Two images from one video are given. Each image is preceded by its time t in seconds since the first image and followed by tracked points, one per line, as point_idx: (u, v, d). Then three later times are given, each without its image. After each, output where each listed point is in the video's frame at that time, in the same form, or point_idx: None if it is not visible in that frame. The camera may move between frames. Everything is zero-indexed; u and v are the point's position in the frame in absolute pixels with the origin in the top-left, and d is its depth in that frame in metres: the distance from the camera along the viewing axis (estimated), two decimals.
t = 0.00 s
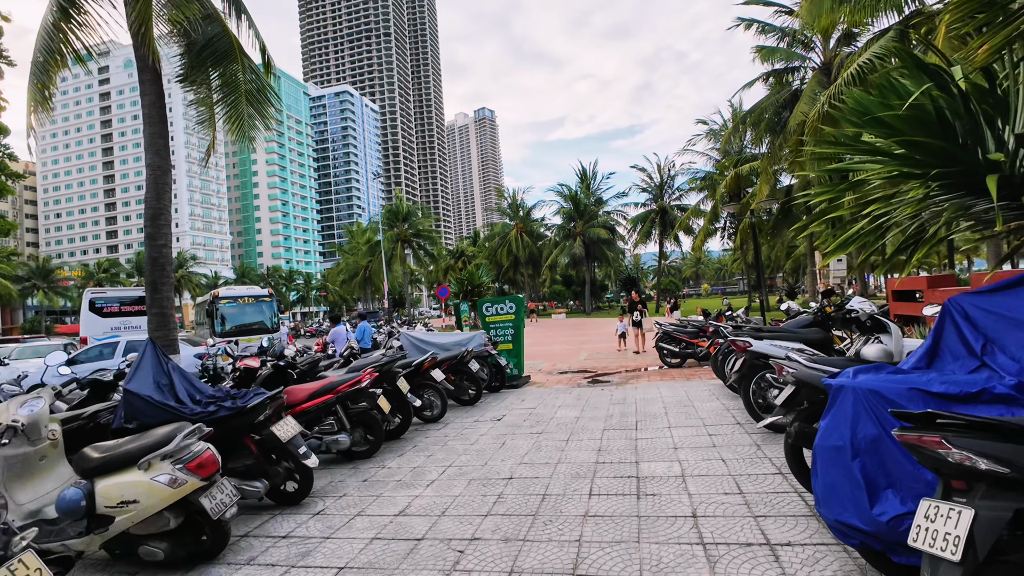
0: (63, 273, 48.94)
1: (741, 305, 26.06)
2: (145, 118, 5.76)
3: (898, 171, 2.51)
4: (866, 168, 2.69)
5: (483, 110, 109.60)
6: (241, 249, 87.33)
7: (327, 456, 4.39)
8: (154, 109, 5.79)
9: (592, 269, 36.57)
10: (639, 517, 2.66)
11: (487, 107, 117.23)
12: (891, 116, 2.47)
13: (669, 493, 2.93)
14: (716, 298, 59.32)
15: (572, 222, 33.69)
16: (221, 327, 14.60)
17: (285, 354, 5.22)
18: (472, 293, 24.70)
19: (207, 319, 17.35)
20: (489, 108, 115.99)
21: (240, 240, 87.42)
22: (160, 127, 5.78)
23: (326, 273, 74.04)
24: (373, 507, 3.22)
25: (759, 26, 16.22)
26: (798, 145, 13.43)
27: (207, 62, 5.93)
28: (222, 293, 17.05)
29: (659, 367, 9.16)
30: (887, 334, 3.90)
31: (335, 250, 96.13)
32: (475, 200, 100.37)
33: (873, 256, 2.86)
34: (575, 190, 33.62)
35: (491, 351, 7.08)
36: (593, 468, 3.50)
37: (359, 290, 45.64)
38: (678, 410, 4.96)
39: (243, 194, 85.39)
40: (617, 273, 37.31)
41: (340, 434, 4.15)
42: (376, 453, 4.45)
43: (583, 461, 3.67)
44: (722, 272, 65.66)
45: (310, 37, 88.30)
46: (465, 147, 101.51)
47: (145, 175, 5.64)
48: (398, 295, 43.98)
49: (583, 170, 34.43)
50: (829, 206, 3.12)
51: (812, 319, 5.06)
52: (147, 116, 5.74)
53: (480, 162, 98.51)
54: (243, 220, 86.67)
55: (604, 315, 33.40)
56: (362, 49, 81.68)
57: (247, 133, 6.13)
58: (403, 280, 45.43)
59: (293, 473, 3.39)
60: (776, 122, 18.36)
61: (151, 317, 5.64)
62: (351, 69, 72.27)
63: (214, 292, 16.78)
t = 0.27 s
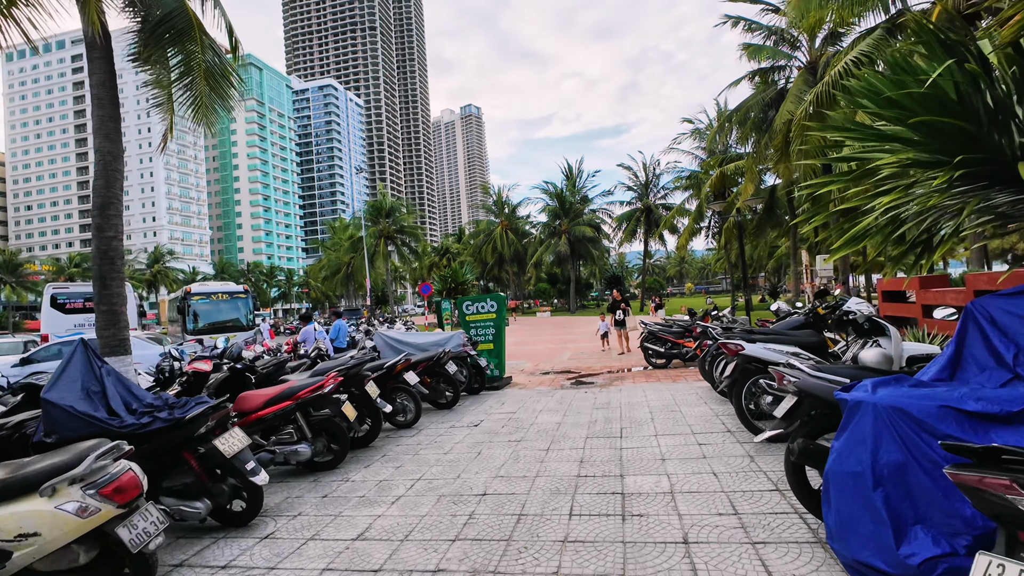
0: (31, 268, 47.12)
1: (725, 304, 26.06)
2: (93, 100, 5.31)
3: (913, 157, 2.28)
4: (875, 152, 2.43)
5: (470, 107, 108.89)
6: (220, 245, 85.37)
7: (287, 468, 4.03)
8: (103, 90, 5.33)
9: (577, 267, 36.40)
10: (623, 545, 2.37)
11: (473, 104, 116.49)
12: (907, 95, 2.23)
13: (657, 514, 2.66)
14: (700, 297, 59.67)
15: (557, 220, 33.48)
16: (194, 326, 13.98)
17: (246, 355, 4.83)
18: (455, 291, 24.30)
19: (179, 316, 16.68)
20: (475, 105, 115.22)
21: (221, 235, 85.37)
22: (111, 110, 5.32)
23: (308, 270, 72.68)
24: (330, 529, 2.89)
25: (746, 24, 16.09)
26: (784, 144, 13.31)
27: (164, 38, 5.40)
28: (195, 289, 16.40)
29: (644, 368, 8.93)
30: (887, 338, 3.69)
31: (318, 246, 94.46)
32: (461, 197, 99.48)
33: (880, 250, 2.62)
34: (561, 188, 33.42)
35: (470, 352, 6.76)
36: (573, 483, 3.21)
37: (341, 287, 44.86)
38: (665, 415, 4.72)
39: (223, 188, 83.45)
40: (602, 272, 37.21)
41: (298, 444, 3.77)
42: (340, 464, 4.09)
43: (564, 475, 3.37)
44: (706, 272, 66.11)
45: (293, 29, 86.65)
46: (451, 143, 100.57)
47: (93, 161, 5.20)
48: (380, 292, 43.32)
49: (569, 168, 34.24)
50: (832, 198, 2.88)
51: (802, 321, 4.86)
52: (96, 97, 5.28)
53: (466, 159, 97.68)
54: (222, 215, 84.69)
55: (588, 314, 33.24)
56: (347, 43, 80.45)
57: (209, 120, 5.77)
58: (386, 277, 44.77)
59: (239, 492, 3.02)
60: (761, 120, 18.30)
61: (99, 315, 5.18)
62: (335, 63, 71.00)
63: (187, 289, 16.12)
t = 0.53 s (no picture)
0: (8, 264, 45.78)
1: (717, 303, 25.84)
2: (45, 77, 4.87)
3: (945, 128, 2.57)
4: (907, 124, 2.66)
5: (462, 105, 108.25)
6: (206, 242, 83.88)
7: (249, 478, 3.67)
8: (55, 67, 4.90)
9: (568, 266, 36.02)
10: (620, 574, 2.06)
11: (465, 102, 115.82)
12: (940, 56, 2.50)
13: (656, 536, 2.35)
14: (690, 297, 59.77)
15: (548, 218, 33.13)
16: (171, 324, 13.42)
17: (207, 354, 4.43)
18: (445, 290, 23.79)
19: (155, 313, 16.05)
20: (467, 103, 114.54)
21: (207, 231, 83.96)
22: (64, 89, 4.89)
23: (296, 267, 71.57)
24: (287, 551, 2.56)
25: (740, 20, 15.88)
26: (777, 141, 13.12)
27: (124, 10, 4.87)
28: (173, 285, 15.79)
29: (636, 368, 8.65)
30: (902, 337, 3.44)
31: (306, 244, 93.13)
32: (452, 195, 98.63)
33: (911, 227, 2.80)
34: (552, 186, 33.09)
35: (455, 350, 6.42)
36: (562, 496, 2.91)
37: (329, 285, 44.14)
38: (661, 419, 4.42)
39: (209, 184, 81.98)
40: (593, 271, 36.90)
41: (265, 451, 3.43)
42: (310, 473, 3.74)
43: (553, 487, 3.06)
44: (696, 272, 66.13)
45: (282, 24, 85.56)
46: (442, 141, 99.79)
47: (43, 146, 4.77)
48: (369, 290, 42.70)
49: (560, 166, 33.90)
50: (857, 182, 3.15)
51: (805, 318, 4.60)
52: (46, 74, 4.84)
53: (458, 157, 96.88)
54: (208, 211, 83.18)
55: (579, 313, 32.89)
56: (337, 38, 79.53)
57: (176, 105, 5.43)
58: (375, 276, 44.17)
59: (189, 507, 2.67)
60: (754, 118, 18.08)
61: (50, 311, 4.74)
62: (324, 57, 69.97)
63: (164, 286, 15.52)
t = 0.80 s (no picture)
0: None
1: (713, 304, 25.62)
2: None
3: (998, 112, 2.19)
4: (950, 108, 2.33)
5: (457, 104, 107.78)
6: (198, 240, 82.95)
7: (212, 497, 3.36)
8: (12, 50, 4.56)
9: (562, 266, 35.72)
10: None
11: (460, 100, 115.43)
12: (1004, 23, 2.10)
13: None
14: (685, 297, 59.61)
15: (543, 217, 32.88)
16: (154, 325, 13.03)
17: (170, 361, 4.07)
18: (438, 289, 23.42)
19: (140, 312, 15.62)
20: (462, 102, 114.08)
21: (199, 229, 83.06)
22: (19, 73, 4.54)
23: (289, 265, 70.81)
24: None
25: (738, 17, 15.63)
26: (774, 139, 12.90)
27: None
28: (158, 284, 15.35)
29: (633, 371, 8.37)
30: (924, 345, 3.18)
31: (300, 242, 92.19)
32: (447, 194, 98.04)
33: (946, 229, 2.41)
34: (547, 185, 32.83)
35: (444, 352, 6.12)
36: (554, 524, 2.59)
37: (321, 284, 43.61)
38: (661, 430, 4.14)
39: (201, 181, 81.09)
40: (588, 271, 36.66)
41: (227, 470, 3.11)
42: (278, 493, 3.41)
43: (544, 511, 2.75)
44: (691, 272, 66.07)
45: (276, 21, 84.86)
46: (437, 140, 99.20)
47: None
48: (361, 290, 42.23)
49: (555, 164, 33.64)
50: (880, 174, 2.71)
51: (812, 323, 4.35)
52: None
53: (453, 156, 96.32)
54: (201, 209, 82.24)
55: (574, 313, 32.61)
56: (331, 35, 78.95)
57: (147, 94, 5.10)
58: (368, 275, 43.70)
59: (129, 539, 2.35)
60: (752, 116, 17.89)
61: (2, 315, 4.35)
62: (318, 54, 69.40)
63: (149, 284, 15.10)
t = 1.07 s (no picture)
0: None
1: (712, 303, 25.33)
2: None
3: None
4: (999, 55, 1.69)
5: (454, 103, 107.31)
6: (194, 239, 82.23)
7: (169, 510, 3.04)
8: None
9: (560, 265, 35.39)
10: None
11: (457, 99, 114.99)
12: None
13: None
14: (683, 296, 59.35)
15: (540, 215, 32.61)
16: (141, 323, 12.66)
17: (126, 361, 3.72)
18: (433, 287, 23.06)
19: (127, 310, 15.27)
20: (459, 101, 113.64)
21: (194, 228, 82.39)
22: None
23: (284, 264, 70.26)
24: None
25: (738, 11, 15.37)
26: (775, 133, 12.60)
27: None
28: (146, 281, 15.02)
29: (631, 371, 8.08)
30: (954, 342, 2.90)
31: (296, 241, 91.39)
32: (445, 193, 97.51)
33: None
34: (545, 183, 32.55)
35: (433, 351, 5.81)
36: (545, 543, 2.30)
37: (317, 283, 43.18)
38: (662, 434, 3.85)
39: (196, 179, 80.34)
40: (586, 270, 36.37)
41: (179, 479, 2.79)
42: (240, 505, 3.08)
43: (534, 528, 2.46)
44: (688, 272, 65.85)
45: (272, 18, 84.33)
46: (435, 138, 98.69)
47: None
48: (357, 288, 41.84)
49: (553, 162, 33.37)
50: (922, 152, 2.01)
51: (824, 319, 4.04)
52: None
53: (450, 155, 95.84)
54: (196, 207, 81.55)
55: (571, 312, 32.28)
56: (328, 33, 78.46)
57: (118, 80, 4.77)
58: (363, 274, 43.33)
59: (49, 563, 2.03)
60: (753, 112, 17.62)
61: None
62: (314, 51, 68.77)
63: (136, 281, 14.77)
